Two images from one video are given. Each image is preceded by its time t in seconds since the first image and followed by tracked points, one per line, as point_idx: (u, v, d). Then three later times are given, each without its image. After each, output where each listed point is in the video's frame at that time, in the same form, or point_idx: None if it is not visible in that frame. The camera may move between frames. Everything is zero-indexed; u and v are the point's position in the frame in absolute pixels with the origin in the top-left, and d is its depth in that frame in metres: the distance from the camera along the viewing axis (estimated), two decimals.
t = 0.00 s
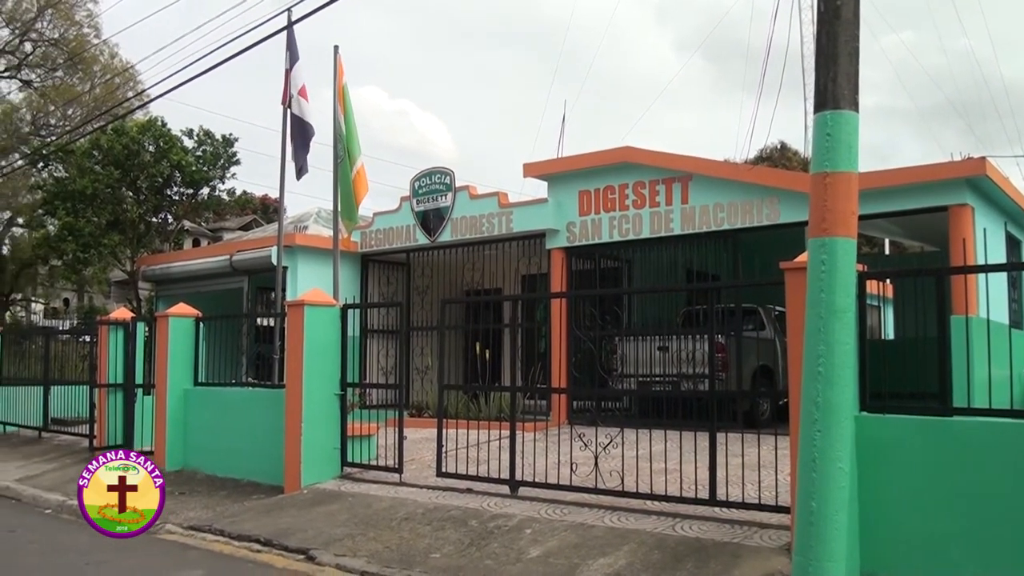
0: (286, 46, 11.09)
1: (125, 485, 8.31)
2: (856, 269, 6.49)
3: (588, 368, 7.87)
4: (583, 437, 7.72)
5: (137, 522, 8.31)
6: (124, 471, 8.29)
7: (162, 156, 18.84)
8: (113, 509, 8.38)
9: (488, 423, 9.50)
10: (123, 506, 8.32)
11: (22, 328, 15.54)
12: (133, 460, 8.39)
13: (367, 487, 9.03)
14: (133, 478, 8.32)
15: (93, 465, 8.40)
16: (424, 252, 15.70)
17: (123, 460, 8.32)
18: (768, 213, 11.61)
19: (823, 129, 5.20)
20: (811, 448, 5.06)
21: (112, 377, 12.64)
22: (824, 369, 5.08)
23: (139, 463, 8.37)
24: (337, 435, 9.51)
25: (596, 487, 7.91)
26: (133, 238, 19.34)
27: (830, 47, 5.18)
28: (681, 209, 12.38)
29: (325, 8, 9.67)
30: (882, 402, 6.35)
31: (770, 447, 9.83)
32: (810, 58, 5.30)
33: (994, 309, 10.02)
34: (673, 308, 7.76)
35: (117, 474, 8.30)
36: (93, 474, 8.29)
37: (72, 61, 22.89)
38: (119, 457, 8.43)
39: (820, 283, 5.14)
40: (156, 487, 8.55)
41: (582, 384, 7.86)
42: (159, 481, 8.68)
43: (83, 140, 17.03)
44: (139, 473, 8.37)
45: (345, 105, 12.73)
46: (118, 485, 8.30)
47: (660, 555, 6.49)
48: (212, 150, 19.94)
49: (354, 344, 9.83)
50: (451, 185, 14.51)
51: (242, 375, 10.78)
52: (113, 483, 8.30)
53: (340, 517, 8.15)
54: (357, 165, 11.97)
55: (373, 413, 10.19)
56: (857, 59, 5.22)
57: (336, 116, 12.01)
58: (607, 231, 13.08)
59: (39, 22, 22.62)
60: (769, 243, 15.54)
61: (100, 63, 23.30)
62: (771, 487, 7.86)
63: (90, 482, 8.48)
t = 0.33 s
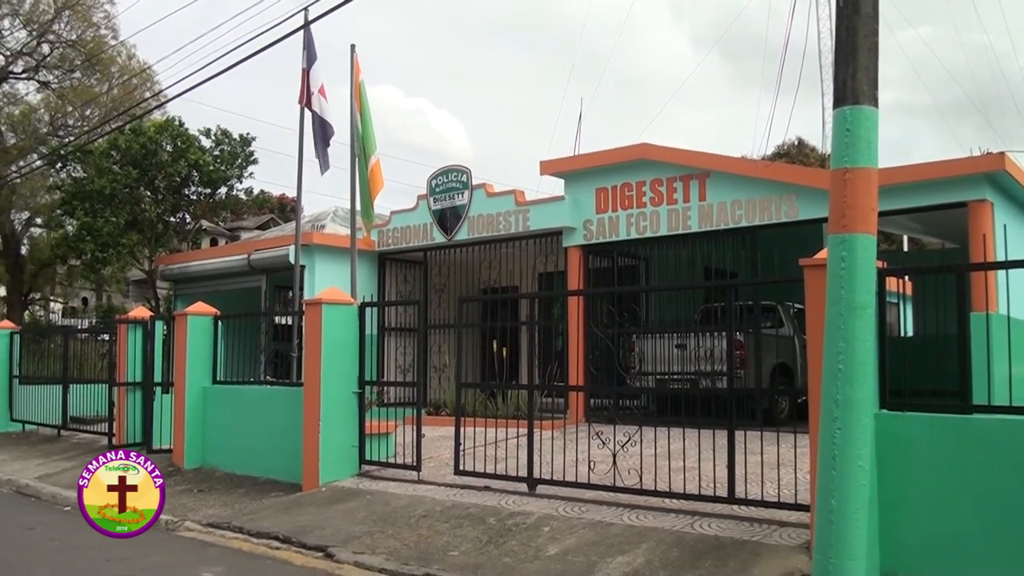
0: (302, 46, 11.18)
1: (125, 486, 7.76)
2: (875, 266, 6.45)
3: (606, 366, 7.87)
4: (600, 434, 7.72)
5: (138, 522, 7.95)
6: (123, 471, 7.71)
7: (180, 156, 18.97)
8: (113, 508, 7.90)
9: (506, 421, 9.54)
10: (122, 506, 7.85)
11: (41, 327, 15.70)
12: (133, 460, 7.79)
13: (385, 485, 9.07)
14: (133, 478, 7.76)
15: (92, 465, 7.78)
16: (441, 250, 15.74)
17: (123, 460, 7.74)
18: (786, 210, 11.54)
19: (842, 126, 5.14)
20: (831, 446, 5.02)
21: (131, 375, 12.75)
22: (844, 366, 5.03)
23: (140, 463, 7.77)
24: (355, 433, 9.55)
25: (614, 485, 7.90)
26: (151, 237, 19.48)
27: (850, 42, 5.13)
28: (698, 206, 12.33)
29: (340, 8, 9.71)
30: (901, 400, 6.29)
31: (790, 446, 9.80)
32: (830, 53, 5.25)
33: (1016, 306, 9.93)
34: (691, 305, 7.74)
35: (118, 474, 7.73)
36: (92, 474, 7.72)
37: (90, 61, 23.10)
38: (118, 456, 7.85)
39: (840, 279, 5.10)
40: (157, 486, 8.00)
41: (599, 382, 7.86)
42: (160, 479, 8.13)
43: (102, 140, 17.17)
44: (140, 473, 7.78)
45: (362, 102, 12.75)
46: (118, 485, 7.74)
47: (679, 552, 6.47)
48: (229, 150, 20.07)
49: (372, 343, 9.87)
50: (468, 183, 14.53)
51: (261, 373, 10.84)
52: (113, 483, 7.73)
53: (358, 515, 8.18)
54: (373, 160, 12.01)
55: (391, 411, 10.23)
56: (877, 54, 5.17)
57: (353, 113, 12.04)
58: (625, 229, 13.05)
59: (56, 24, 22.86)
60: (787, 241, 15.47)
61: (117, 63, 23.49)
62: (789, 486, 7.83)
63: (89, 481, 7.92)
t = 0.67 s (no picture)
0: (310, 44, 11.24)
1: (124, 486, 7.90)
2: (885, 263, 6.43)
3: (614, 364, 7.89)
4: (608, 432, 7.73)
5: (137, 522, 8.06)
6: (124, 471, 7.87)
7: (189, 154, 18.95)
8: (113, 508, 8.01)
9: (514, 419, 9.58)
10: (123, 506, 7.95)
11: (50, 325, 15.79)
12: (134, 460, 7.96)
13: (393, 483, 9.09)
14: (133, 479, 7.91)
15: (92, 465, 7.92)
16: (450, 248, 15.75)
17: (123, 460, 7.90)
18: (795, 206, 11.52)
19: (851, 121, 5.12)
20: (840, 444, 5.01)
21: (140, 373, 12.81)
22: (853, 364, 5.01)
23: (140, 463, 7.95)
24: (363, 431, 9.59)
25: (622, 483, 7.91)
26: (160, 235, 19.58)
27: (858, 37, 5.13)
28: (707, 203, 12.31)
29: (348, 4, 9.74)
30: (910, 397, 6.29)
31: (799, 444, 9.78)
32: (839, 49, 5.24)
33: None
34: (699, 303, 7.73)
35: (118, 474, 7.88)
36: (93, 474, 7.85)
37: (98, 60, 23.20)
38: (118, 456, 8.01)
39: (848, 277, 5.09)
40: (157, 486, 8.14)
41: (608, 379, 7.88)
42: (159, 480, 8.26)
43: (110, 139, 17.26)
44: (140, 473, 7.94)
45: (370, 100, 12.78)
46: (118, 485, 7.88)
47: (687, 550, 6.48)
48: (237, 148, 20.11)
49: (380, 341, 9.89)
50: (476, 180, 14.54)
51: (269, 371, 10.88)
52: (113, 483, 7.88)
53: (367, 512, 8.21)
54: (381, 157, 12.06)
55: (399, 409, 10.26)
56: (886, 49, 5.15)
57: (360, 111, 12.09)
58: (633, 226, 13.04)
59: (64, 23, 23.04)
60: (796, 238, 15.43)
61: (126, 63, 23.57)
62: (798, 483, 7.83)
63: (90, 482, 8.08)
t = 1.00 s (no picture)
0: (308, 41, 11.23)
1: (124, 485, 7.83)
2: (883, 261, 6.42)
3: (611, 361, 7.89)
4: (605, 429, 7.75)
5: (137, 522, 7.90)
6: (123, 471, 7.80)
7: (186, 151, 18.83)
8: (113, 508, 7.88)
9: (510, 416, 9.59)
10: (122, 506, 7.83)
11: (47, 323, 15.77)
12: (134, 460, 7.90)
13: (390, 480, 9.10)
14: (133, 478, 7.82)
15: (92, 464, 7.88)
16: (447, 245, 15.74)
17: (123, 460, 7.84)
18: (792, 204, 11.53)
19: (849, 119, 5.12)
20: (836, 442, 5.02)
21: (137, 370, 12.79)
22: (849, 362, 5.02)
23: (140, 462, 7.87)
24: (360, 428, 9.58)
25: (619, 480, 7.92)
26: (157, 232, 19.56)
27: (856, 35, 5.13)
28: (704, 202, 12.32)
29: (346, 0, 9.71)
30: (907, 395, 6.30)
31: (795, 442, 9.80)
32: (836, 47, 5.24)
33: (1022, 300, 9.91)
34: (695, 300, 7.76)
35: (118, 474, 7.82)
36: (92, 474, 7.77)
37: (96, 57, 23.16)
38: (118, 456, 7.95)
39: (845, 274, 5.09)
40: (157, 486, 8.01)
41: (605, 377, 7.90)
42: (160, 480, 8.14)
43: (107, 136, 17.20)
44: (140, 473, 7.85)
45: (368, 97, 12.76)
46: (118, 485, 7.82)
47: (684, 547, 6.48)
48: (235, 145, 19.93)
49: (376, 338, 9.88)
50: (473, 178, 14.53)
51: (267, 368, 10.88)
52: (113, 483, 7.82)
53: (364, 509, 8.21)
54: (380, 155, 12.05)
55: (396, 406, 10.25)
56: (883, 47, 5.15)
57: (359, 109, 12.08)
58: (631, 224, 13.03)
59: (62, 20, 23.03)
60: (793, 236, 15.45)
61: (124, 59, 23.53)
62: (794, 482, 7.85)
63: (90, 482, 7.96)
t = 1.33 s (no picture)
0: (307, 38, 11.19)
1: (124, 485, 7.74)
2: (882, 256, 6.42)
3: (611, 357, 7.88)
4: (605, 425, 7.76)
5: (137, 522, 7.90)
6: (123, 471, 7.69)
7: (184, 149, 18.82)
8: (113, 509, 7.86)
9: (509, 413, 9.60)
10: (122, 506, 7.80)
11: (46, 321, 15.77)
12: (134, 460, 7.77)
13: (389, 477, 9.11)
14: (133, 478, 7.72)
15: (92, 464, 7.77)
16: (446, 242, 15.74)
17: (123, 459, 7.72)
18: (791, 200, 11.53)
19: (846, 115, 5.12)
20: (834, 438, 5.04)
21: (137, 369, 12.80)
22: (847, 357, 5.02)
23: (140, 462, 7.75)
24: (359, 425, 9.59)
25: (619, 477, 7.93)
26: (156, 231, 19.57)
27: (853, 31, 5.13)
28: (703, 198, 12.31)
29: None
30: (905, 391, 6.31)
31: (794, 437, 9.81)
32: (833, 42, 5.24)
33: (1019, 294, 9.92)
34: (694, 296, 7.76)
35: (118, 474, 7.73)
36: (92, 474, 7.67)
37: (94, 56, 23.18)
38: (119, 456, 7.83)
39: (844, 270, 5.08)
40: (157, 486, 7.90)
41: (604, 373, 7.89)
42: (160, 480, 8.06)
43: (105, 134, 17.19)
44: (140, 473, 7.75)
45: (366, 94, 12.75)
46: (118, 485, 7.72)
47: (683, 543, 6.49)
48: (233, 143, 20.00)
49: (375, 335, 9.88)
50: (472, 175, 14.53)
51: (266, 366, 10.89)
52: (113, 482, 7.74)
53: (364, 506, 8.21)
54: (380, 155, 12.05)
55: (396, 403, 10.26)
56: (880, 42, 5.15)
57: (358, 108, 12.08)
58: (630, 220, 13.03)
59: (60, 18, 23.02)
60: (791, 232, 15.45)
61: (121, 58, 23.54)
62: (794, 477, 7.86)
63: (90, 482, 7.91)
